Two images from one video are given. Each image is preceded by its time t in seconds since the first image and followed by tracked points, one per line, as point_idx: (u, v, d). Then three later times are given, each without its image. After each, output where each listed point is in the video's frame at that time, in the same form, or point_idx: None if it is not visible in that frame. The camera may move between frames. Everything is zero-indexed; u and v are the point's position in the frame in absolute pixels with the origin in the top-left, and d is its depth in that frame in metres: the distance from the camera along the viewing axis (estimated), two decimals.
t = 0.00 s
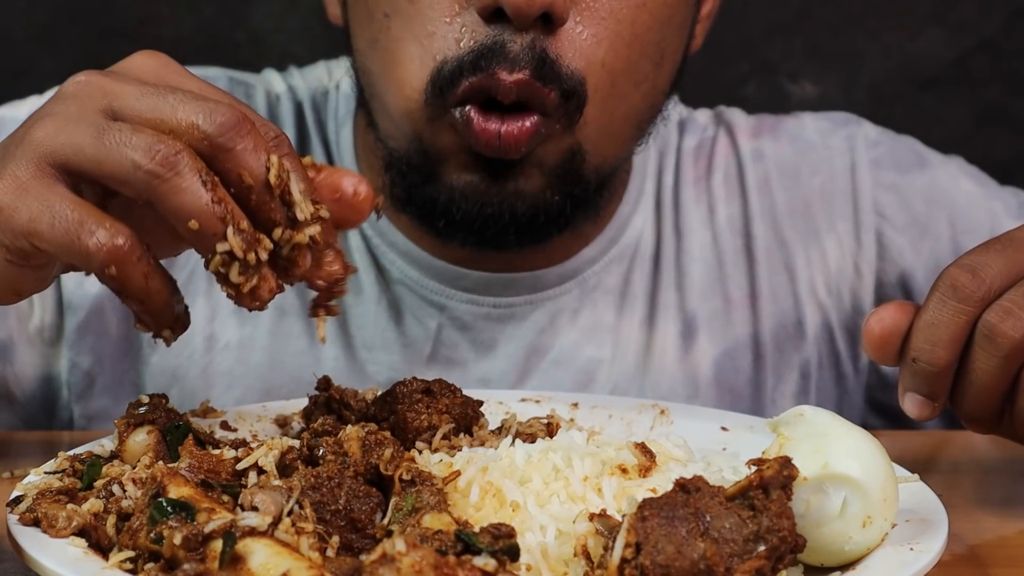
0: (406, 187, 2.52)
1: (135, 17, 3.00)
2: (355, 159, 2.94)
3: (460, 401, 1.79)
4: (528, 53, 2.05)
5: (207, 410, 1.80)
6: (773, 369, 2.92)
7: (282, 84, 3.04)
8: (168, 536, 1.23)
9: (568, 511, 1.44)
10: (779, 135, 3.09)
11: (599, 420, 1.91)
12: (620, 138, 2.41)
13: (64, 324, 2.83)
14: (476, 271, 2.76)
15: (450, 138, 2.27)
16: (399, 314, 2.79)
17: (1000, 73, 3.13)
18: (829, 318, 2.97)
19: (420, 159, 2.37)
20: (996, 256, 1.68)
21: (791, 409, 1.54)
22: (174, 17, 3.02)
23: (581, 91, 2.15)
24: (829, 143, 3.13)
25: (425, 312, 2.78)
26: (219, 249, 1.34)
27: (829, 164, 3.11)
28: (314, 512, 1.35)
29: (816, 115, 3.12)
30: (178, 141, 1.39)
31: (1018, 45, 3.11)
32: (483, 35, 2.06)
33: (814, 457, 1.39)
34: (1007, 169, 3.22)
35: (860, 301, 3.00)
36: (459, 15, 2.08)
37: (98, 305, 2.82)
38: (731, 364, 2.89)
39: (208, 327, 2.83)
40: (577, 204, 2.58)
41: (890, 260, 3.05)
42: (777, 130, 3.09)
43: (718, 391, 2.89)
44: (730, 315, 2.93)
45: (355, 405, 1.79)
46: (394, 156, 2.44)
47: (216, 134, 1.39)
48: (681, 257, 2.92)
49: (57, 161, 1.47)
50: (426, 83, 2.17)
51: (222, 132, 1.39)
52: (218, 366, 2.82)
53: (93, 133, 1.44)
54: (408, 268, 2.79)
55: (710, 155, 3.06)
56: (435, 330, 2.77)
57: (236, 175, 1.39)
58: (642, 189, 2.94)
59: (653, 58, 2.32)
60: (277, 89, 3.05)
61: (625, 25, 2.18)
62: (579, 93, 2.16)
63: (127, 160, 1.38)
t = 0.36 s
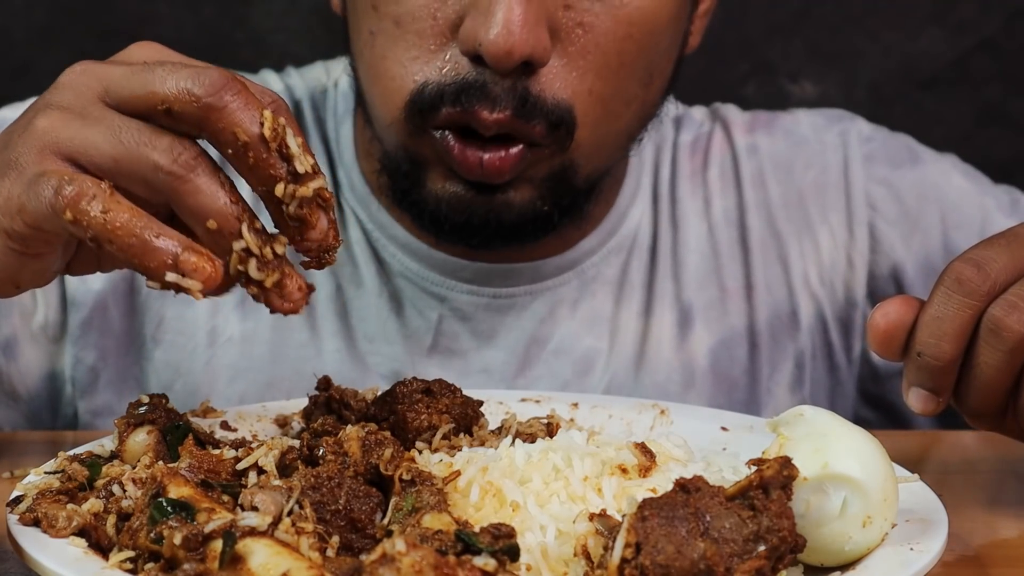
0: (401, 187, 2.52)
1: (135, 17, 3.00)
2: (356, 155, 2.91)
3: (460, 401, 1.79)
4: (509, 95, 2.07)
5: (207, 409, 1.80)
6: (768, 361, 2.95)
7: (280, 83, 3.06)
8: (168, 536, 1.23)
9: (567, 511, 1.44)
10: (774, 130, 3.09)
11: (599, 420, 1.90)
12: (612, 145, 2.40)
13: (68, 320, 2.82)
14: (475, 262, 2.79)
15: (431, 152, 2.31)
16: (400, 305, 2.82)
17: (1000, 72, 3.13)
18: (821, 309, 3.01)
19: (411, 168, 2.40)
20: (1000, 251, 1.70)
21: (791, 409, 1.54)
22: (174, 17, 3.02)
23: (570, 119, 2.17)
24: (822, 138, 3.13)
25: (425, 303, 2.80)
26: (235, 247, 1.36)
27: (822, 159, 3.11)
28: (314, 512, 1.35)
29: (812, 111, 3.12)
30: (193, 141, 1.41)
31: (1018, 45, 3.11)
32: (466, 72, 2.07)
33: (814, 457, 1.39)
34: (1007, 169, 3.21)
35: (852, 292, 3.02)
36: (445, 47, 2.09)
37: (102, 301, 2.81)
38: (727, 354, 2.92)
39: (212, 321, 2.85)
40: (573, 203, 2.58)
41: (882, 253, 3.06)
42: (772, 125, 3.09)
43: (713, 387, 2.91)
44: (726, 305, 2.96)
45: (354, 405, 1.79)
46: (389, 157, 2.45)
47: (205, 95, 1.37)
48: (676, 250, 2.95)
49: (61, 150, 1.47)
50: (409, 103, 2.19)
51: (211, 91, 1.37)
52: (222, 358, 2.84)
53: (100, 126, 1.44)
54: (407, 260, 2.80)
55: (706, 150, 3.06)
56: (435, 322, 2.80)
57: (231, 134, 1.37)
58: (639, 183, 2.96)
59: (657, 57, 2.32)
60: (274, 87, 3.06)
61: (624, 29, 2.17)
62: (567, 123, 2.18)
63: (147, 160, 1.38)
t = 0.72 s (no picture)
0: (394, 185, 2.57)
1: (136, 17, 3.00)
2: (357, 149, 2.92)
3: (460, 401, 1.79)
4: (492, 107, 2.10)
5: (207, 409, 1.80)
6: (765, 347, 2.96)
7: (277, 82, 3.03)
8: (168, 536, 1.23)
9: (567, 511, 1.44)
10: (770, 126, 3.08)
11: (599, 420, 1.90)
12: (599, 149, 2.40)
13: (74, 314, 2.82)
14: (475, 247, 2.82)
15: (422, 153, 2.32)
16: (401, 292, 2.83)
17: (1000, 73, 3.13)
18: (817, 300, 3.00)
19: (403, 162, 2.42)
20: (1003, 245, 1.71)
21: (791, 409, 1.54)
22: (174, 16, 3.02)
23: (555, 127, 2.19)
24: (817, 135, 3.11)
25: (426, 288, 2.82)
26: (216, 299, 1.40)
27: (817, 153, 3.09)
28: (314, 512, 1.35)
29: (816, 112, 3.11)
30: (209, 183, 1.41)
31: (1018, 45, 3.11)
32: (449, 84, 2.08)
33: (814, 457, 1.39)
34: (1008, 170, 3.20)
35: (846, 283, 3.02)
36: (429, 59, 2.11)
37: (108, 293, 2.81)
38: (724, 340, 2.95)
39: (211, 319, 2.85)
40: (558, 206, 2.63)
41: (875, 244, 3.06)
42: (768, 122, 3.09)
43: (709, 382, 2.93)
44: (723, 292, 2.98)
45: (355, 405, 1.79)
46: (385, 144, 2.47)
47: (241, 188, 1.41)
48: (675, 237, 2.97)
49: (80, 166, 1.45)
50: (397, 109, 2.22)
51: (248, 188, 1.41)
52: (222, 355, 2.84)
53: (123, 151, 1.43)
54: (407, 247, 2.83)
55: (702, 146, 3.04)
56: (437, 307, 2.83)
57: (253, 232, 1.43)
58: (637, 175, 2.98)
59: (653, 54, 2.32)
60: (271, 88, 3.03)
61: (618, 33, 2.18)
62: (552, 132, 2.20)
63: (152, 192, 1.37)
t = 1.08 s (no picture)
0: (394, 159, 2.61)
1: (136, 17, 3.00)
2: (353, 140, 2.96)
3: (460, 401, 1.79)
4: (498, 66, 2.17)
5: (208, 410, 1.78)
6: (754, 332, 2.99)
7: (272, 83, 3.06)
8: (168, 536, 1.23)
9: (567, 511, 1.44)
10: (759, 122, 3.12)
11: (599, 420, 1.90)
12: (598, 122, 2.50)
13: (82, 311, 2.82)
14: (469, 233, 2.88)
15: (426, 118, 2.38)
16: (398, 278, 2.86)
17: (1000, 73, 3.13)
18: (806, 288, 3.03)
19: (406, 132, 2.45)
20: (1005, 237, 1.72)
21: (791, 409, 1.54)
22: (173, 15, 3.01)
23: (558, 89, 2.28)
24: (805, 132, 3.14)
25: (425, 274, 2.86)
26: (289, 349, 1.49)
27: (805, 146, 3.13)
28: (314, 511, 1.36)
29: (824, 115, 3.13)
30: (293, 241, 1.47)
31: (1019, 46, 3.10)
32: (455, 46, 2.17)
33: (814, 457, 1.40)
34: (1007, 170, 3.19)
35: (832, 270, 3.04)
36: (435, 23, 2.19)
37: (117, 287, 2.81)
38: (716, 323, 2.97)
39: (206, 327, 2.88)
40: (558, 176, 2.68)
41: (859, 235, 3.08)
42: (758, 118, 3.12)
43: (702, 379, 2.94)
44: (714, 278, 2.99)
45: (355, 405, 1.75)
46: (387, 127, 2.51)
47: (323, 258, 1.48)
48: (667, 224, 3.00)
49: (167, 223, 1.47)
50: (401, 72, 2.30)
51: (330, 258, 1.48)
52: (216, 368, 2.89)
53: (213, 213, 1.46)
54: (407, 235, 2.88)
55: (695, 138, 3.08)
56: (434, 290, 2.85)
57: (326, 295, 1.51)
58: (627, 166, 3.02)
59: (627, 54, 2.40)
60: (267, 87, 3.06)
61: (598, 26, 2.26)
62: (552, 96, 2.29)
63: (243, 252, 1.43)
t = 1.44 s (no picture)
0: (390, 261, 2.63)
1: (136, 17, 3.01)
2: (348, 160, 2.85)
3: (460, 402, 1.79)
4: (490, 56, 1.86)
5: (206, 409, 1.78)
6: (776, 388, 2.95)
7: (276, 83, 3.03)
8: (168, 536, 1.23)
9: (567, 511, 1.44)
10: (788, 140, 3.10)
11: (599, 421, 1.91)
12: (594, 160, 2.36)
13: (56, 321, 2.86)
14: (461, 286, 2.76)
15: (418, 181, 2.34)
16: (385, 331, 2.82)
17: (1000, 74, 3.11)
18: (837, 332, 3.01)
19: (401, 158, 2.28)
20: None
21: (791, 409, 1.54)
22: (173, 16, 3.02)
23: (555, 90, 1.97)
24: (840, 149, 3.11)
25: (407, 327, 2.81)
26: (338, 258, 1.36)
27: (840, 172, 3.10)
28: (314, 512, 1.36)
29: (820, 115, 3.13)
30: (273, 174, 1.34)
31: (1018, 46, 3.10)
32: (434, 38, 1.87)
33: (813, 457, 1.39)
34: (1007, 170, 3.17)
35: (870, 314, 3.03)
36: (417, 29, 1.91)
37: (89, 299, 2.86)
38: (732, 382, 2.92)
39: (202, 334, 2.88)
40: (561, 240, 2.65)
41: (900, 273, 3.04)
42: (787, 134, 3.10)
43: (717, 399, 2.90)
44: (732, 331, 2.94)
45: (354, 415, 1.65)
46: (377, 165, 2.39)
47: (312, 171, 1.34)
48: (682, 271, 2.95)
49: (157, 220, 1.41)
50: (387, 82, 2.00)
51: (318, 169, 1.34)
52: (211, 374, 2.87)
53: (182, 187, 1.36)
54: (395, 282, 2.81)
55: (716, 159, 3.06)
56: (417, 346, 2.81)
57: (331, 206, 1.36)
58: (637, 198, 2.97)
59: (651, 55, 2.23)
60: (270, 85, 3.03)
61: (590, 57, 2.02)
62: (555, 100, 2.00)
63: (233, 207, 1.32)
